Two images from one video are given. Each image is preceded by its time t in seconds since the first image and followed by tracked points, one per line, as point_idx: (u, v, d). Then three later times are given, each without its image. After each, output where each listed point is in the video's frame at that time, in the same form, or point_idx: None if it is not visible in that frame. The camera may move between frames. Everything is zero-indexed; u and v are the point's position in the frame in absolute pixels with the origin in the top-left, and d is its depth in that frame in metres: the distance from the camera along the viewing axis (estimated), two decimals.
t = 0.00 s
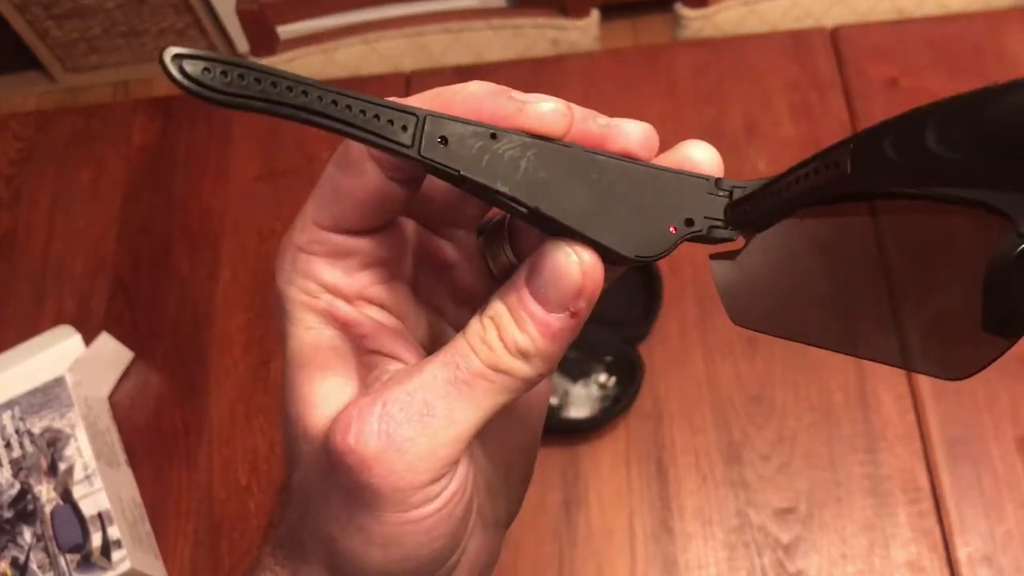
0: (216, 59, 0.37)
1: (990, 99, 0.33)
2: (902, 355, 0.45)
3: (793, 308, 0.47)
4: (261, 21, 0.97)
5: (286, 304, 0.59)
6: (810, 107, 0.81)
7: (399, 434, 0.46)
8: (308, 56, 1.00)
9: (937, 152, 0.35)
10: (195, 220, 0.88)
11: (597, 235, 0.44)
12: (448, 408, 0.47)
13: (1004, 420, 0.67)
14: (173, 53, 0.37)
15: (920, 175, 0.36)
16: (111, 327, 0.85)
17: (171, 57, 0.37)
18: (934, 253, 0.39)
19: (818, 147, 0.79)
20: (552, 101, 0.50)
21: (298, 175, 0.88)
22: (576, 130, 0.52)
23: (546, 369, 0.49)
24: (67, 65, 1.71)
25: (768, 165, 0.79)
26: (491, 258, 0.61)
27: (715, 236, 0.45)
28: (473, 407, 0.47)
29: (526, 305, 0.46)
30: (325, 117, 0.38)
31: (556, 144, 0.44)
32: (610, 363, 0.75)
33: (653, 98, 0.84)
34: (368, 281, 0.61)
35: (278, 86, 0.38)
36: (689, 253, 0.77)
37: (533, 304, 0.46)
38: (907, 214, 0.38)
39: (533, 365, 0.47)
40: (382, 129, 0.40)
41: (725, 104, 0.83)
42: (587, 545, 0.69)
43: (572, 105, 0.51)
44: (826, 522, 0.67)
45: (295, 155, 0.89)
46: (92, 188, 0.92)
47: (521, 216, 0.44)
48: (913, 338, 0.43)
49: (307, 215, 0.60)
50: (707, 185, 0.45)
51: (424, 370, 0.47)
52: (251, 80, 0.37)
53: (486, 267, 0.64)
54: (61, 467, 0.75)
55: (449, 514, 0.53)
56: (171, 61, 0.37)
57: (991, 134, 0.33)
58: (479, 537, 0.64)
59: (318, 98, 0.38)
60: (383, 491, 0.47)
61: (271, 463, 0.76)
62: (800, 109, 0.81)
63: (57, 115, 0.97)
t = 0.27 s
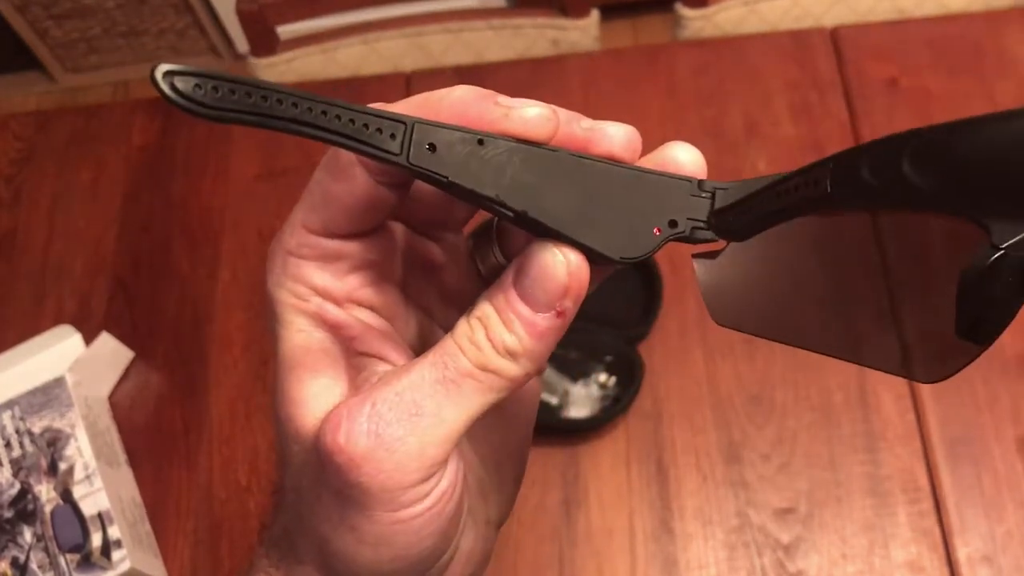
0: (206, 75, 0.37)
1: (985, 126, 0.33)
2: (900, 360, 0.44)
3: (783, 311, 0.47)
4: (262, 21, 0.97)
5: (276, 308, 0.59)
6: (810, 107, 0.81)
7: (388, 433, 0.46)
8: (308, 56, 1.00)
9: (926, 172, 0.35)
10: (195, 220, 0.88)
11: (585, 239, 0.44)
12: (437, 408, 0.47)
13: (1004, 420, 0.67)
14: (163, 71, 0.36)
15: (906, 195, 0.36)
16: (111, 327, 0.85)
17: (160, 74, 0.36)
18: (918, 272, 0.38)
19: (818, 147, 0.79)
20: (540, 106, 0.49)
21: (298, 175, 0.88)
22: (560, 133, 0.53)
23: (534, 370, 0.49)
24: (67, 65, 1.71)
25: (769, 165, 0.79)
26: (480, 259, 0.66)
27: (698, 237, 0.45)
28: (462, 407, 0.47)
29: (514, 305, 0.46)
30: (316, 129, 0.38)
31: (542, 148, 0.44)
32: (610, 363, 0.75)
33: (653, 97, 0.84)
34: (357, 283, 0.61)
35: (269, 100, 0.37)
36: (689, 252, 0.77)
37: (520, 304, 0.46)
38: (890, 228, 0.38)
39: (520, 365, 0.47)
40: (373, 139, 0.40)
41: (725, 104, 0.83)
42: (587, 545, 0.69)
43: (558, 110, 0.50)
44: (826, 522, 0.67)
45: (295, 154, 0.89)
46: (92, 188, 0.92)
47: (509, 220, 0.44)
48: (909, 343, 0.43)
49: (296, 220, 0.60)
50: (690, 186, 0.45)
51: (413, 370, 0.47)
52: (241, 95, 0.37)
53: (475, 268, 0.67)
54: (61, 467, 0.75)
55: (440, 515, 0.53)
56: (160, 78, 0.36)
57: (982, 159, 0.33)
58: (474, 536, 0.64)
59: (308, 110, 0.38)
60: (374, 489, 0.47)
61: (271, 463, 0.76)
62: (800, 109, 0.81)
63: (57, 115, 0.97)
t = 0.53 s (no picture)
0: (199, 85, 0.39)
1: (946, 142, 0.31)
2: (900, 376, 0.44)
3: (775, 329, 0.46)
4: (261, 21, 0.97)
5: (281, 313, 0.60)
6: (810, 107, 0.81)
7: (384, 438, 0.47)
8: (308, 56, 1.00)
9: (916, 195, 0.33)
10: (195, 220, 0.88)
11: (577, 248, 0.44)
12: (434, 414, 0.47)
13: (1004, 420, 0.67)
14: (156, 79, 0.39)
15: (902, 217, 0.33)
16: (111, 327, 0.85)
17: (151, 84, 0.39)
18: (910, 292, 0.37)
19: (818, 147, 0.79)
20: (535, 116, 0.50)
21: (298, 175, 0.88)
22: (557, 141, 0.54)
23: (531, 376, 0.49)
24: (67, 65, 1.71)
25: (769, 165, 0.79)
26: (485, 268, 0.62)
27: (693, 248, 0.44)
28: (459, 413, 0.48)
29: (511, 313, 0.47)
30: (303, 135, 0.40)
31: (537, 157, 0.44)
32: (610, 363, 0.75)
33: (653, 97, 0.84)
34: (359, 289, 0.62)
35: (258, 108, 0.39)
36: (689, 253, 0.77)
37: (516, 312, 0.47)
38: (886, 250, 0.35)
39: (517, 372, 0.48)
40: (360, 146, 0.41)
41: (725, 104, 0.83)
42: (587, 545, 0.69)
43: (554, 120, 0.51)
44: (826, 522, 0.67)
45: (295, 154, 0.89)
46: (92, 188, 0.92)
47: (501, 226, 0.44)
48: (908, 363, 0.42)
49: (300, 228, 0.61)
50: (690, 197, 0.44)
51: (410, 376, 0.48)
52: (230, 103, 0.39)
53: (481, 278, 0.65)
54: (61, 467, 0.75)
55: (440, 517, 0.54)
56: (152, 88, 0.39)
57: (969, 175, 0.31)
58: (477, 540, 0.65)
59: (297, 117, 0.40)
60: (371, 494, 0.48)
61: (271, 463, 0.76)
62: (800, 109, 0.81)
63: (57, 115, 0.97)
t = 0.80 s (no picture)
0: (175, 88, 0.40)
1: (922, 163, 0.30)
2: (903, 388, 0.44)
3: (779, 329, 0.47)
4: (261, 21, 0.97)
5: (266, 317, 0.61)
6: (810, 107, 0.81)
7: (366, 446, 0.47)
8: (308, 56, 1.00)
9: (909, 205, 0.31)
10: (195, 220, 0.88)
11: (564, 256, 0.44)
12: (416, 422, 0.48)
13: (1004, 420, 0.67)
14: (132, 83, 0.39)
15: (894, 229, 0.32)
16: (111, 327, 0.85)
17: (127, 87, 0.40)
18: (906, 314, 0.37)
19: (818, 147, 0.79)
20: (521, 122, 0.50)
21: (297, 176, 0.88)
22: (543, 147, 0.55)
23: (514, 385, 0.50)
24: (67, 65, 1.71)
25: (769, 165, 0.79)
26: (474, 273, 0.66)
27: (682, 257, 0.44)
28: (441, 421, 0.48)
29: (497, 321, 0.47)
30: (283, 138, 0.40)
31: (525, 163, 0.44)
32: (610, 363, 0.75)
33: (653, 97, 0.84)
34: (342, 293, 0.62)
35: (236, 111, 0.40)
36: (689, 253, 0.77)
37: (503, 320, 0.47)
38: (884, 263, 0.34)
39: (500, 381, 0.48)
40: (343, 149, 0.41)
41: (725, 104, 0.83)
42: (587, 545, 0.69)
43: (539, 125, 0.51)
44: (826, 522, 0.67)
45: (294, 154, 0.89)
46: (92, 188, 0.92)
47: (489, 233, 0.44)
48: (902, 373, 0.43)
49: (285, 228, 0.61)
50: (680, 205, 0.44)
51: (393, 384, 0.48)
52: (207, 105, 0.40)
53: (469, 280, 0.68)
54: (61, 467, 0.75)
55: (421, 527, 0.54)
56: (128, 90, 0.40)
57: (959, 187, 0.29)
58: (460, 547, 0.66)
59: (276, 121, 0.40)
60: (353, 503, 0.49)
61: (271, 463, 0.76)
62: (800, 109, 0.81)
63: (57, 115, 0.97)
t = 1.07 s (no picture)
0: (186, 95, 0.40)
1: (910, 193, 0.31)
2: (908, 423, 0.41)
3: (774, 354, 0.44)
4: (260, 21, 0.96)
5: (275, 322, 0.62)
6: (810, 107, 0.81)
7: (372, 457, 0.47)
8: (308, 56, 1.00)
9: (914, 241, 0.31)
10: (195, 220, 0.88)
11: (575, 265, 0.44)
12: (424, 434, 0.48)
13: (1004, 420, 0.67)
14: (143, 88, 0.40)
15: (903, 267, 0.31)
16: (111, 327, 0.85)
17: (140, 92, 0.40)
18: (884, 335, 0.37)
19: (818, 147, 0.79)
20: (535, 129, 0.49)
21: (297, 176, 0.88)
22: (560, 157, 0.53)
23: (523, 397, 0.50)
24: (67, 65, 1.71)
25: (768, 165, 0.79)
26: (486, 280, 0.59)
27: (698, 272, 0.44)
28: (449, 432, 0.48)
29: (508, 333, 0.47)
30: (295, 145, 0.40)
31: (537, 173, 0.44)
32: (610, 363, 0.75)
33: (652, 97, 0.84)
34: (354, 300, 0.63)
35: (248, 117, 0.40)
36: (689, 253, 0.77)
37: (513, 331, 0.47)
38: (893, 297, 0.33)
39: (510, 393, 0.48)
40: (354, 157, 0.42)
41: (724, 104, 0.83)
42: (587, 545, 0.69)
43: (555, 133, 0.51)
44: (826, 521, 0.67)
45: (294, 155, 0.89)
46: (92, 188, 0.92)
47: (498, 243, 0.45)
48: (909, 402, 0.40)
49: (296, 234, 0.61)
50: (697, 218, 0.43)
51: (402, 394, 0.48)
52: (222, 113, 0.40)
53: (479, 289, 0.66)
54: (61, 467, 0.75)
55: (426, 539, 0.54)
56: (141, 97, 0.40)
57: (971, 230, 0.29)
58: (466, 556, 0.65)
59: (288, 127, 0.40)
60: (359, 514, 0.49)
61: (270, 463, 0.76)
62: (800, 109, 0.81)
63: (57, 115, 0.97)
